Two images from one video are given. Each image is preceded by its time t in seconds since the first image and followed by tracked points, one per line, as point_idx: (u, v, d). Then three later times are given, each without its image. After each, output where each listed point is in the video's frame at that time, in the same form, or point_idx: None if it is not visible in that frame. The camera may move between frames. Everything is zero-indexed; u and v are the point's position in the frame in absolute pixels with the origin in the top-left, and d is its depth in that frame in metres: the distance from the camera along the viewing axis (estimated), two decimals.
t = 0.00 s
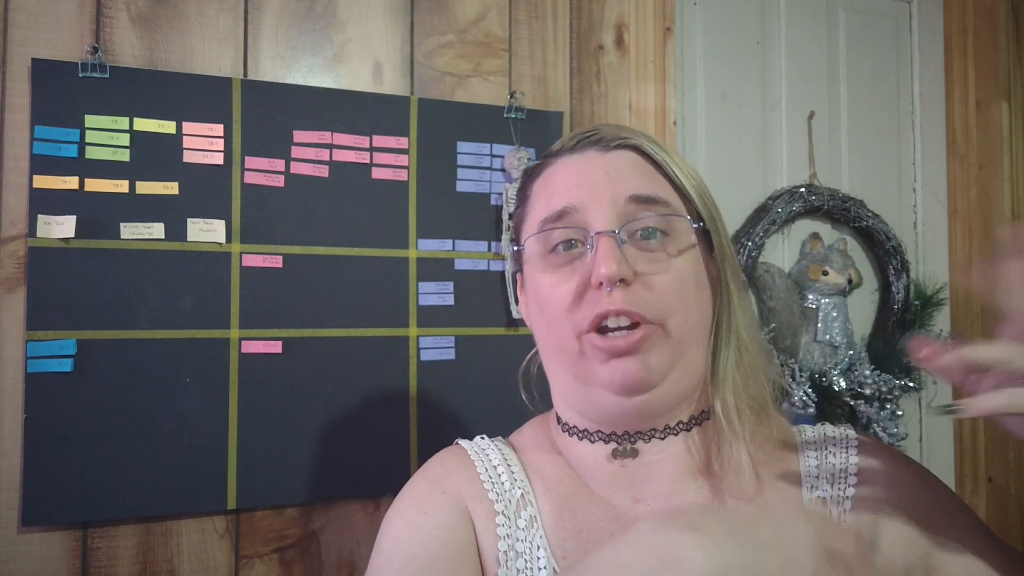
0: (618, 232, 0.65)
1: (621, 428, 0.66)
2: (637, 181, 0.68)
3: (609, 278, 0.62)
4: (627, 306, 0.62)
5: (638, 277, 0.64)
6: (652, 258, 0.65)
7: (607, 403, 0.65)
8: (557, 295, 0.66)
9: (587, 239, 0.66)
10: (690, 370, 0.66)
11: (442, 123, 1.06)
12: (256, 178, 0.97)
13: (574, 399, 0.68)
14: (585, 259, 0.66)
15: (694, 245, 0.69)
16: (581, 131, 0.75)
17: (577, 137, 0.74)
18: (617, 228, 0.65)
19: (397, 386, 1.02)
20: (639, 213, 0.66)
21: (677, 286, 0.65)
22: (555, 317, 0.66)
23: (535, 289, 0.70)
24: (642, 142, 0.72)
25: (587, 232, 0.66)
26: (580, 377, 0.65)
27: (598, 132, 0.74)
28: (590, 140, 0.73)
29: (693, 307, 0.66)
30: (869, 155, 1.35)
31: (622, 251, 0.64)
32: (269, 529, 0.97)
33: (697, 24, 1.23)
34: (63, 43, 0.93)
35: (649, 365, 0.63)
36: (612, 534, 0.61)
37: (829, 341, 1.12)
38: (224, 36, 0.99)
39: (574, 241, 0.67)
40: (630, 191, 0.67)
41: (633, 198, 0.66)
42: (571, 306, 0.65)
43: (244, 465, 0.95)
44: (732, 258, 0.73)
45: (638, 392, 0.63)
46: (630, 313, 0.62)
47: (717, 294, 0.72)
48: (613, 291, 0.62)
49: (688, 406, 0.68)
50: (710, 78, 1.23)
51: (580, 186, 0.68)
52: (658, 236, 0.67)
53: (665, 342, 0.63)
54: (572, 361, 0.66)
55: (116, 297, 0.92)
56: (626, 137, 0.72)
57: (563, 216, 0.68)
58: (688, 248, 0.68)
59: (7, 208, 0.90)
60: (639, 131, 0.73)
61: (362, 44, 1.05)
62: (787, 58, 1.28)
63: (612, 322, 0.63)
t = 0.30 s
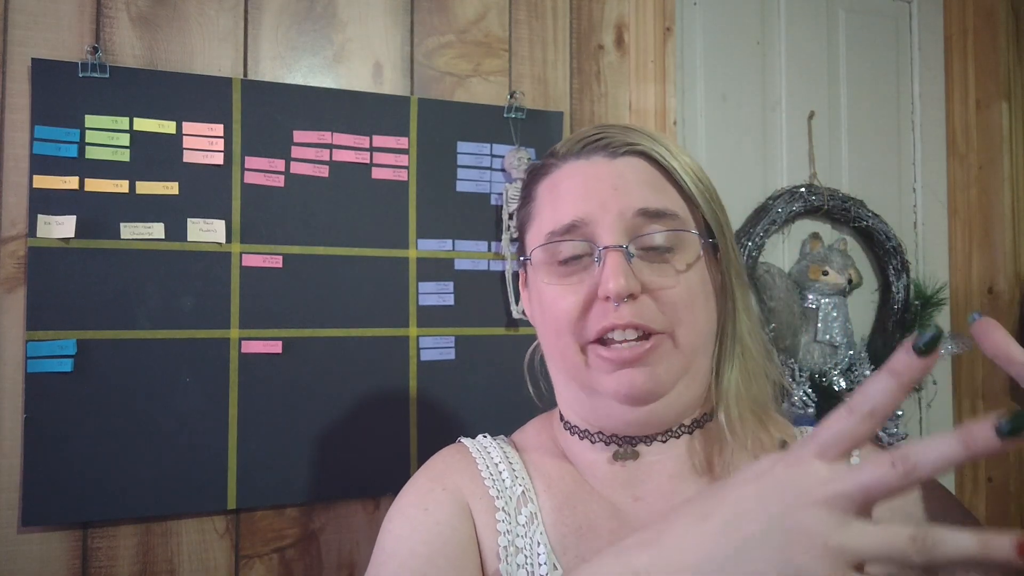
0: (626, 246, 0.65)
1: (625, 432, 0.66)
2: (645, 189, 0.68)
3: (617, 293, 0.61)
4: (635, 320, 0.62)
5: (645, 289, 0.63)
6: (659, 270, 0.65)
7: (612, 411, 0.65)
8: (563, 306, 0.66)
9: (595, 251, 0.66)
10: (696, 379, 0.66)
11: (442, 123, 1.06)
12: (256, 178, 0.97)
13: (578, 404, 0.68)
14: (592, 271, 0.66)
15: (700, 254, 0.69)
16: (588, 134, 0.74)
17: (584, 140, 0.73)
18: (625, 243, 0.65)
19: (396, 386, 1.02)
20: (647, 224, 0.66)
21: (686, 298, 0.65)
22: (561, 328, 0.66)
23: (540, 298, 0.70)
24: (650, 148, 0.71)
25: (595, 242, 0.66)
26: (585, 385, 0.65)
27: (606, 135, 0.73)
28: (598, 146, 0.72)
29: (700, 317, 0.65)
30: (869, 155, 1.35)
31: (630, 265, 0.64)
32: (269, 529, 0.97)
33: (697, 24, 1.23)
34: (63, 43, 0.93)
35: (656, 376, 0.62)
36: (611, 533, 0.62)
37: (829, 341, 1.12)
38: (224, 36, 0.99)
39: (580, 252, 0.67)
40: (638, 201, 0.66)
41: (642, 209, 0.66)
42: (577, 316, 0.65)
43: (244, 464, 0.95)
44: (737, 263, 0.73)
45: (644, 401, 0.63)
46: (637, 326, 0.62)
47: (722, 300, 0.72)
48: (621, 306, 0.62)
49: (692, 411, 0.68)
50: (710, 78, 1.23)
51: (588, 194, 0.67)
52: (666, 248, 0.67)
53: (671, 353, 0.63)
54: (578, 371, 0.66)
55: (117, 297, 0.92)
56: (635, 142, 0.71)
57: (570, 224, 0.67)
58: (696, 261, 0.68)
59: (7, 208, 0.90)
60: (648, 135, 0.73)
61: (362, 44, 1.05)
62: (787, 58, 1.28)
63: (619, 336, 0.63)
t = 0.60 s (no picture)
0: (630, 241, 0.65)
1: (626, 429, 0.66)
2: (650, 184, 0.68)
3: (620, 287, 0.61)
4: (638, 316, 0.61)
5: (648, 285, 0.63)
6: (662, 266, 0.65)
7: (612, 408, 0.64)
8: (566, 301, 0.66)
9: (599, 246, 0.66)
10: (698, 377, 0.66)
11: (442, 123, 1.06)
12: (256, 178, 0.97)
13: (579, 400, 0.68)
14: (595, 266, 0.66)
15: (704, 251, 0.68)
16: (594, 129, 0.74)
17: (589, 135, 0.73)
18: (629, 238, 0.65)
19: (397, 386, 1.02)
20: (651, 219, 0.67)
21: (688, 295, 0.65)
22: (564, 323, 0.66)
23: (543, 292, 0.70)
24: (656, 144, 0.71)
25: (599, 237, 0.66)
26: (586, 381, 0.65)
27: (610, 131, 0.73)
28: (604, 141, 0.72)
29: (701, 314, 0.65)
30: (869, 155, 1.35)
31: (634, 260, 0.64)
32: (269, 529, 0.97)
33: (697, 24, 1.23)
34: (63, 43, 0.93)
35: (658, 372, 0.62)
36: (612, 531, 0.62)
37: (829, 341, 1.12)
38: (224, 36, 0.99)
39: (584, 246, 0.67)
40: (643, 195, 0.66)
41: (646, 203, 0.66)
42: (580, 310, 0.65)
43: (244, 465, 0.95)
44: (741, 262, 0.73)
45: (646, 399, 0.63)
46: (640, 320, 0.62)
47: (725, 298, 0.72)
48: (624, 301, 0.62)
49: (694, 408, 0.68)
50: (710, 78, 1.23)
51: (593, 187, 0.68)
52: (669, 244, 0.67)
53: (673, 350, 0.63)
54: (580, 366, 0.66)
55: (117, 297, 0.92)
56: (640, 138, 0.71)
57: (574, 218, 0.68)
58: (700, 258, 0.68)
59: (7, 208, 0.90)
60: (654, 131, 0.72)
61: (362, 44, 1.05)
62: (787, 58, 1.28)
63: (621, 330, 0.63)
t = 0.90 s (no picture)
0: (638, 241, 0.65)
1: (625, 430, 0.66)
2: (659, 184, 0.67)
3: (629, 289, 0.62)
4: (645, 318, 0.62)
5: (655, 287, 0.64)
6: (670, 268, 0.65)
7: (616, 408, 0.64)
8: (573, 300, 0.66)
9: (606, 245, 0.66)
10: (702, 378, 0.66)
11: (443, 124, 1.06)
12: (256, 178, 0.97)
13: (582, 400, 0.67)
14: (602, 266, 0.66)
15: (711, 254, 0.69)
16: (604, 125, 0.73)
17: (598, 131, 0.72)
18: (637, 238, 0.65)
19: (397, 386, 1.02)
20: (659, 219, 0.66)
21: (694, 298, 0.65)
22: (569, 321, 0.66)
23: (548, 290, 0.69)
24: (665, 143, 0.70)
25: (607, 236, 0.66)
26: (591, 382, 0.65)
27: (620, 127, 0.72)
28: (612, 137, 0.71)
29: (706, 317, 0.66)
30: (869, 155, 1.35)
31: (642, 261, 0.64)
32: (269, 529, 0.97)
33: (697, 24, 1.23)
34: (63, 43, 0.93)
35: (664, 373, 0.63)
36: (613, 532, 0.62)
37: (829, 341, 1.12)
38: (224, 36, 0.99)
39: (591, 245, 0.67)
40: (652, 195, 0.66)
41: (655, 202, 0.66)
42: (587, 311, 0.65)
43: (244, 464, 0.95)
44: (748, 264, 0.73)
45: (650, 401, 0.63)
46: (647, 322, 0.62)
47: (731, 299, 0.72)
48: (631, 303, 0.62)
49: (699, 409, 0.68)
50: (710, 78, 1.23)
51: (601, 185, 0.67)
52: (678, 244, 0.67)
53: (677, 351, 0.63)
54: (584, 366, 0.65)
55: (117, 297, 0.92)
56: (649, 136, 0.70)
57: (582, 216, 0.67)
58: (707, 260, 0.68)
59: (7, 208, 0.90)
60: (665, 130, 0.72)
61: (362, 44, 1.05)
62: (787, 58, 1.28)
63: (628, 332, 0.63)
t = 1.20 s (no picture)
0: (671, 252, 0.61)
1: (642, 431, 0.64)
2: (690, 190, 0.63)
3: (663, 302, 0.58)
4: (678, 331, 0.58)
5: (690, 297, 0.60)
6: (703, 278, 0.62)
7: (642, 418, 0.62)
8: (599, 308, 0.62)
9: (636, 254, 0.62)
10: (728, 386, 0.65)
11: (443, 124, 1.06)
12: (256, 178, 0.97)
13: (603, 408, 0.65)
14: (630, 274, 0.62)
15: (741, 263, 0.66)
16: (632, 123, 0.67)
17: (623, 129, 0.67)
18: (669, 249, 0.61)
19: (397, 386, 1.02)
20: (690, 227, 0.63)
21: (727, 308, 0.62)
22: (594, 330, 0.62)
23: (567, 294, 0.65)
24: (696, 147, 0.66)
25: (635, 244, 0.62)
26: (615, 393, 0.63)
27: (649, 127, 0.67)
28: (640, 139, 0.66)
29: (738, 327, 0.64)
30: (869, 155, 1.35)
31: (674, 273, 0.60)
32: (269, 529, 0.97)
33: (697, 24, 1.23)
34: (63, 43, 0.93)
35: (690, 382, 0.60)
36: (619, 536, 0.63)
37: (829, 341, 1.12)
38: (224, 36, 0.99)
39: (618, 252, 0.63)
40: (683, 201, 0.62)
41: (687, 211, 0.62)
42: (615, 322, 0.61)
43: (244, 464, 0.95)
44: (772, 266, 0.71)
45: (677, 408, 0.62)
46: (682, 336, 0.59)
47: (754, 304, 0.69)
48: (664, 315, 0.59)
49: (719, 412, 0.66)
50: (710, 77, 1.23)
51: (630, 190, 0.63)
52: (707, 252, 0.63)
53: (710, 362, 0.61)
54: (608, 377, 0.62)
55: (117, 297, 0.92)
56: (680, 140, 0.66)
57: (608, 221, 0.62)
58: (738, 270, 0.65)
59: (7, 208, 0.90)
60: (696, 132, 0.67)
61: (362, 44, 1.05)
62: (787, 58, 1.28)
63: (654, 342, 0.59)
